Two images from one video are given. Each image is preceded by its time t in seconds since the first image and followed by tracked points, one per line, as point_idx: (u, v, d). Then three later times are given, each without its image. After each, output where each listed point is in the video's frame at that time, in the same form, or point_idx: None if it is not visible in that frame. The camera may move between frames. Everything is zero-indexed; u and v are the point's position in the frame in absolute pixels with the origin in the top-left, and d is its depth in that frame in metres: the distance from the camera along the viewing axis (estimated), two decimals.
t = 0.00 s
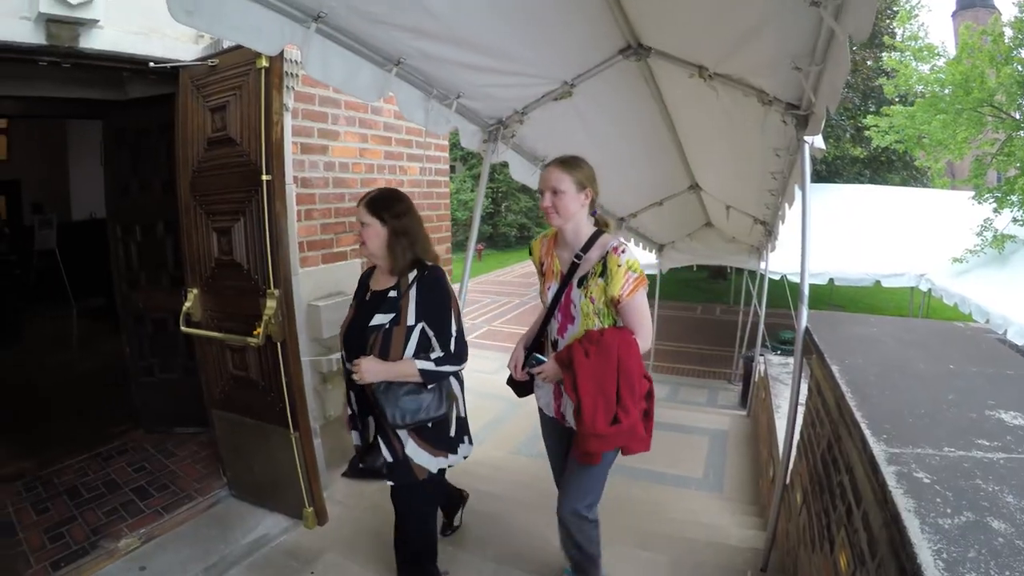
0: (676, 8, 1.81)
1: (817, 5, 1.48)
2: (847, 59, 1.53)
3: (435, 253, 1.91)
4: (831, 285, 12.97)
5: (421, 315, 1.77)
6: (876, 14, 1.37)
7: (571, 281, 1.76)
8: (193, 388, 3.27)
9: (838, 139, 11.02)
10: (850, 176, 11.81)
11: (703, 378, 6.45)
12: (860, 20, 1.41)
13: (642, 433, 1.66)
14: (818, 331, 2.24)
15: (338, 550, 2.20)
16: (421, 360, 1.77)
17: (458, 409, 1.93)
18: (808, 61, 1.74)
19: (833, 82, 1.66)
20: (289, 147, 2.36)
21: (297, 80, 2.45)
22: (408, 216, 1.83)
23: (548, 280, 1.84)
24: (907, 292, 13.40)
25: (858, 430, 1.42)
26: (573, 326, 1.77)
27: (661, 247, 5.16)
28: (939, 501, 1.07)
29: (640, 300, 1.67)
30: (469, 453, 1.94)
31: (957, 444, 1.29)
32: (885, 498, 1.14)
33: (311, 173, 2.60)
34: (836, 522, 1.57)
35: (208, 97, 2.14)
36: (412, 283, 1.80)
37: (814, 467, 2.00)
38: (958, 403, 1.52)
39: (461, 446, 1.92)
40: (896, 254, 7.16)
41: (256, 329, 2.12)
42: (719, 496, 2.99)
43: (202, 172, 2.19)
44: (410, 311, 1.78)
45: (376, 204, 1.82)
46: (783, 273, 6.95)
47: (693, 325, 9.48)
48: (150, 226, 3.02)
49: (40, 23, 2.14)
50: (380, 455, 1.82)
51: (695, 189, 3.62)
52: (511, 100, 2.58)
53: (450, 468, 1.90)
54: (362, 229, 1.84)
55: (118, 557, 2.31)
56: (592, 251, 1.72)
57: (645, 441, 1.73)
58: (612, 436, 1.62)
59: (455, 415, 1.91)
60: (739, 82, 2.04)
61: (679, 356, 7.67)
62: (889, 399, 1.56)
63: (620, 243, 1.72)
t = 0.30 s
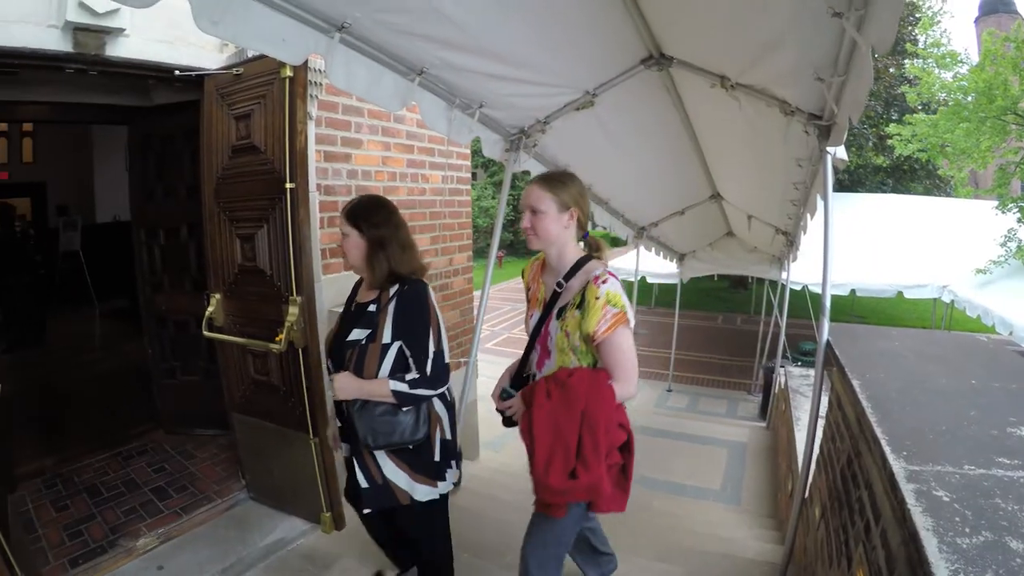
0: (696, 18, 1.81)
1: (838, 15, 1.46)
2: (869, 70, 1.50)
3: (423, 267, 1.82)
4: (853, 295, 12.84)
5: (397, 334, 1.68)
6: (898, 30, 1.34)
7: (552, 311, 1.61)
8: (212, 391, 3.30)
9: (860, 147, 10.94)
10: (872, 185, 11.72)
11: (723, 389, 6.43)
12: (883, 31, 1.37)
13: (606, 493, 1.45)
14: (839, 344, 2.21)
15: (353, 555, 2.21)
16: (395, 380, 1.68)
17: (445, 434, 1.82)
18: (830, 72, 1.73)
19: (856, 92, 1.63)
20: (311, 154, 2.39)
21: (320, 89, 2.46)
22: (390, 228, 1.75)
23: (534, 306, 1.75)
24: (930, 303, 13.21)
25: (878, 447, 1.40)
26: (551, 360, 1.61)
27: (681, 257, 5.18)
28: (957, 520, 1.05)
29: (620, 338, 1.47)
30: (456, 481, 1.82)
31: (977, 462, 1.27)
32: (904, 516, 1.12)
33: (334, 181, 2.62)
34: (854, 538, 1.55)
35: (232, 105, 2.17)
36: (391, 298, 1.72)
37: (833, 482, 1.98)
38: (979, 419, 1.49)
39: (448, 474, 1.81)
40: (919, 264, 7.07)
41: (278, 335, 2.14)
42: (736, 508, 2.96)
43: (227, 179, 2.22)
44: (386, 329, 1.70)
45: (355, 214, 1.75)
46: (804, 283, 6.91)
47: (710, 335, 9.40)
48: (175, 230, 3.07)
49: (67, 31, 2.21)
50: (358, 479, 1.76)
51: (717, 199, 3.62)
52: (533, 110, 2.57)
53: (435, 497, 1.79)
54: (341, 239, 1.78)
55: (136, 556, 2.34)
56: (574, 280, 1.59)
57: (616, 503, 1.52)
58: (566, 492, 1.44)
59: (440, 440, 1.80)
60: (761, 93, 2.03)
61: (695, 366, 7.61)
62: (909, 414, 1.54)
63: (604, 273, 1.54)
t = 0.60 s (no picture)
0: (731, 28, 1.79)
1: (875, 26, 1.44)
2: (908, 84, 1.48)
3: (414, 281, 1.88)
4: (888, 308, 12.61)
5: (379, 343, 1.72)
6: (937, 37, 1.32)
7: (527, 322, 1.41)
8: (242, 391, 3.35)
9: (895, 158, 10.78)
10: (908, 197, 11.53)
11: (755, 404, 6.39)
12: (920, 45, 1.37)
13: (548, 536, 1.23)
14: (874, 361, 2.17)
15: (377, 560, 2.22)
16: (376, 390, 1.72)
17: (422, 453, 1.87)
18: (868, 84, 1.70)
19: (893, 104, 1.60)
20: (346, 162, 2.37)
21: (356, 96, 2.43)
22: (379, 239, 1.81)
23: (515, 316, 1.55)
24: (967, 318, 12.89)
25: (912, 469, 1.36)
26: (523, 377, 1.41)
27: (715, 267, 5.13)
28: (991, 547, 1.02)
29: (587, 357, 1.24)
30: (429, 502, 1.88)
31: (1015, 486, 1.23)
32: (937, 541, 1.09)
33: (370, 188, 2.59)
34: (885, 560, 1.52)
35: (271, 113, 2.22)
36: (379, 307, 1.77)
37: (864, 502, 1.94)
38: (1018, 441, 1.45)
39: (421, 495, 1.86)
40: (955, 278, 6.92)
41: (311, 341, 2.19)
42: (764, 523, 2.92)
43: (264, 185, 2.27)
44: (371, 337, 1.74)
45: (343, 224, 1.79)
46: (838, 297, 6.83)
47: (741, 351, 9.39)
48: (211, 234, 3.13)
49: (109, 38, 2.30)
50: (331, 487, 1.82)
51: (751, 211, 3.57)
52: (568, 119, 2.58)
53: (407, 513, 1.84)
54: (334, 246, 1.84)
55: (163, 552, 2.38)
56: (548, 290, 1.36)
57: (577, 548, 1.28)
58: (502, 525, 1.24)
59: (417, 457, 1.85)
60: (797, 104, 2.01)
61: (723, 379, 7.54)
62: (945, 435, 1.51)
63: (577, 282, 1.31)
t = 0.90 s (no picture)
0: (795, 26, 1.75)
1: (943, 24, 1.38)
2: (976, 85, 1.41)
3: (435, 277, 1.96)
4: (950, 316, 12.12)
5: (397, 334, 1.80)
6: (1012, 31, 1.26)
7: (527, 333, 1.40)
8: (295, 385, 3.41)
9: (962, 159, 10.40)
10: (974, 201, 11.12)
11: (813, 411, 6.24)
12: (994, 42, 1.30)
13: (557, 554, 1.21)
14: (939, 372, 2.10)
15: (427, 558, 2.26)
16: (391, 381, 1.79)
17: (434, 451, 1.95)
18: (936, 82, 1.64)
19: (962, 104, 1.53)
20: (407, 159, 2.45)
21: (417, 95, 2.55)
22: (401, 234, 1.90)
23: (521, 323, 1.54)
24: None
25: (974, 484, 1.32)
26: (526, 390, 1.40)
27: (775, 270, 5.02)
28: None
29: (580, 372, 1.20)
30: (434, 496, 1.97)
31: None
32: (999, 563, 1.05)
33: (429, 185, 2.69)
34: None
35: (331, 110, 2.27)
36: (401, 300, 1.85)
37: (922, 517, 1.88)
38: None
39: (428, 489, 1.96)
40: None
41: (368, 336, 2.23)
42: (817, 535, 2.85)
43: (326, 181, 2.33)
44: (390, 328, 1.81)
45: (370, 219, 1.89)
46: (900, 303, 6.60)
47: (799, 355, 9.14)
48: (270, 228, 3.21)
49: (172, 38, 2.35)
50: (347, 473, 1.94)
51: (812, 212, 3.48)
52: (629, 117, 2.58)
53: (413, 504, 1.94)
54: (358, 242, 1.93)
55: (216, 537, 2.46)
56: (545, 298, 1.35)
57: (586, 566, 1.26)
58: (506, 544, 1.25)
59: (428, 454, 1.93)
60: (861, 103, 1.95)
61: (778, 384, 7.38)
62: (1013, 452, 1.44)
63: (569, 292, 1.28)
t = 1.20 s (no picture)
0: (869, 23, 1.73)
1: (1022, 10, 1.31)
2: None
3: (459, 285, 2.05)
4: None
5: (405, 338, 1.92)
6: None
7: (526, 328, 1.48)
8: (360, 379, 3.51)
9: None
10: None
11: (883, 419, 6.03)
12: None
13: (523, 556, 1.26)
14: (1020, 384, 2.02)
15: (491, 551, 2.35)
16: (400, 382, 1.93)
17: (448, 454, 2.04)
18: (1019, 73, 1.57)
19: None
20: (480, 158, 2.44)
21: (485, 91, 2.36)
22: (429, 240, 2.01)
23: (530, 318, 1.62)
24: None
25: None
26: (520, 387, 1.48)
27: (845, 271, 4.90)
28: None
29: (566, 366, 1.25)
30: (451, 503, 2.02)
31: None
32: None
33: (500, 181, 2.47)
34: None
35: (404, 109, 2.51)
36: (414, 305, 1.98)
37: (994, 536, 1.83)
38: None
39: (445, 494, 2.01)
40: None
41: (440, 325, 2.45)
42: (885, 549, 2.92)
43: (398, 177, 2.61)
44: (401, 332, 1.93)
45: (401, 220, 2.05)
46: (979, 309, 6.29)
47: (870, 360, 8.79)
48: (341, 225, 3.35)
49: (243, 41, 2.44)
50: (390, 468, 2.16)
51: (888, 211, 3.47)
52: (699, 114, 2.63)
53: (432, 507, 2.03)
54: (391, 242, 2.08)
55: (280, 525, 2.54)
56: (545, 290, 1.41)
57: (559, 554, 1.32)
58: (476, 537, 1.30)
59: (440, 457, 2.01)
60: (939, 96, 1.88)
61: (844, 389, 7.16)
62: None
63: (563, 286, 1.35)
